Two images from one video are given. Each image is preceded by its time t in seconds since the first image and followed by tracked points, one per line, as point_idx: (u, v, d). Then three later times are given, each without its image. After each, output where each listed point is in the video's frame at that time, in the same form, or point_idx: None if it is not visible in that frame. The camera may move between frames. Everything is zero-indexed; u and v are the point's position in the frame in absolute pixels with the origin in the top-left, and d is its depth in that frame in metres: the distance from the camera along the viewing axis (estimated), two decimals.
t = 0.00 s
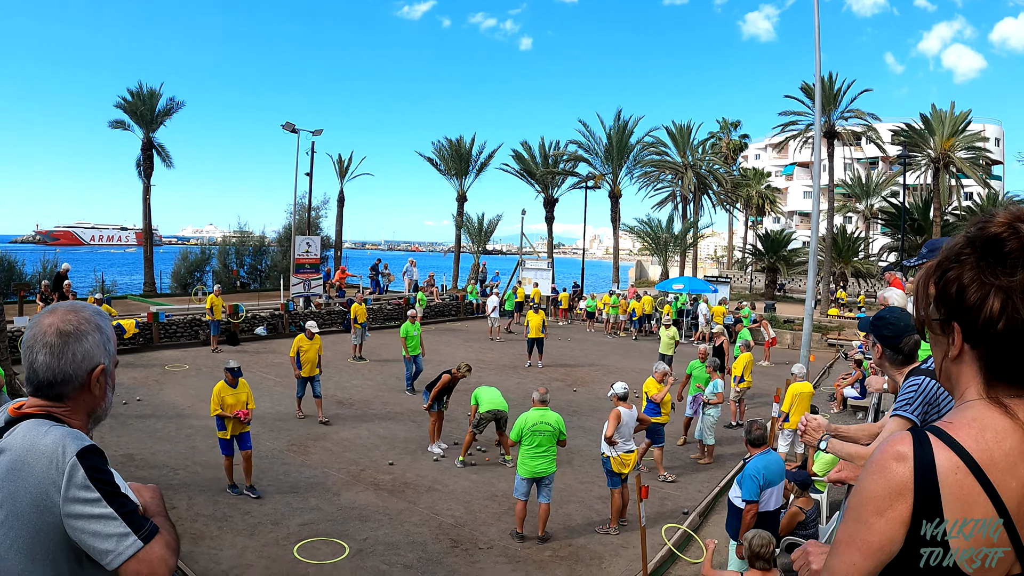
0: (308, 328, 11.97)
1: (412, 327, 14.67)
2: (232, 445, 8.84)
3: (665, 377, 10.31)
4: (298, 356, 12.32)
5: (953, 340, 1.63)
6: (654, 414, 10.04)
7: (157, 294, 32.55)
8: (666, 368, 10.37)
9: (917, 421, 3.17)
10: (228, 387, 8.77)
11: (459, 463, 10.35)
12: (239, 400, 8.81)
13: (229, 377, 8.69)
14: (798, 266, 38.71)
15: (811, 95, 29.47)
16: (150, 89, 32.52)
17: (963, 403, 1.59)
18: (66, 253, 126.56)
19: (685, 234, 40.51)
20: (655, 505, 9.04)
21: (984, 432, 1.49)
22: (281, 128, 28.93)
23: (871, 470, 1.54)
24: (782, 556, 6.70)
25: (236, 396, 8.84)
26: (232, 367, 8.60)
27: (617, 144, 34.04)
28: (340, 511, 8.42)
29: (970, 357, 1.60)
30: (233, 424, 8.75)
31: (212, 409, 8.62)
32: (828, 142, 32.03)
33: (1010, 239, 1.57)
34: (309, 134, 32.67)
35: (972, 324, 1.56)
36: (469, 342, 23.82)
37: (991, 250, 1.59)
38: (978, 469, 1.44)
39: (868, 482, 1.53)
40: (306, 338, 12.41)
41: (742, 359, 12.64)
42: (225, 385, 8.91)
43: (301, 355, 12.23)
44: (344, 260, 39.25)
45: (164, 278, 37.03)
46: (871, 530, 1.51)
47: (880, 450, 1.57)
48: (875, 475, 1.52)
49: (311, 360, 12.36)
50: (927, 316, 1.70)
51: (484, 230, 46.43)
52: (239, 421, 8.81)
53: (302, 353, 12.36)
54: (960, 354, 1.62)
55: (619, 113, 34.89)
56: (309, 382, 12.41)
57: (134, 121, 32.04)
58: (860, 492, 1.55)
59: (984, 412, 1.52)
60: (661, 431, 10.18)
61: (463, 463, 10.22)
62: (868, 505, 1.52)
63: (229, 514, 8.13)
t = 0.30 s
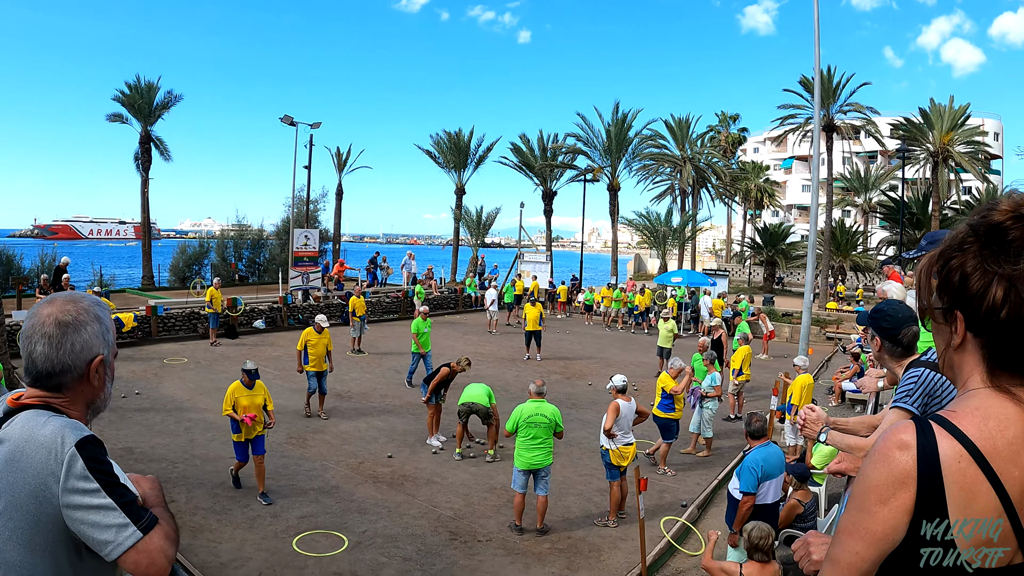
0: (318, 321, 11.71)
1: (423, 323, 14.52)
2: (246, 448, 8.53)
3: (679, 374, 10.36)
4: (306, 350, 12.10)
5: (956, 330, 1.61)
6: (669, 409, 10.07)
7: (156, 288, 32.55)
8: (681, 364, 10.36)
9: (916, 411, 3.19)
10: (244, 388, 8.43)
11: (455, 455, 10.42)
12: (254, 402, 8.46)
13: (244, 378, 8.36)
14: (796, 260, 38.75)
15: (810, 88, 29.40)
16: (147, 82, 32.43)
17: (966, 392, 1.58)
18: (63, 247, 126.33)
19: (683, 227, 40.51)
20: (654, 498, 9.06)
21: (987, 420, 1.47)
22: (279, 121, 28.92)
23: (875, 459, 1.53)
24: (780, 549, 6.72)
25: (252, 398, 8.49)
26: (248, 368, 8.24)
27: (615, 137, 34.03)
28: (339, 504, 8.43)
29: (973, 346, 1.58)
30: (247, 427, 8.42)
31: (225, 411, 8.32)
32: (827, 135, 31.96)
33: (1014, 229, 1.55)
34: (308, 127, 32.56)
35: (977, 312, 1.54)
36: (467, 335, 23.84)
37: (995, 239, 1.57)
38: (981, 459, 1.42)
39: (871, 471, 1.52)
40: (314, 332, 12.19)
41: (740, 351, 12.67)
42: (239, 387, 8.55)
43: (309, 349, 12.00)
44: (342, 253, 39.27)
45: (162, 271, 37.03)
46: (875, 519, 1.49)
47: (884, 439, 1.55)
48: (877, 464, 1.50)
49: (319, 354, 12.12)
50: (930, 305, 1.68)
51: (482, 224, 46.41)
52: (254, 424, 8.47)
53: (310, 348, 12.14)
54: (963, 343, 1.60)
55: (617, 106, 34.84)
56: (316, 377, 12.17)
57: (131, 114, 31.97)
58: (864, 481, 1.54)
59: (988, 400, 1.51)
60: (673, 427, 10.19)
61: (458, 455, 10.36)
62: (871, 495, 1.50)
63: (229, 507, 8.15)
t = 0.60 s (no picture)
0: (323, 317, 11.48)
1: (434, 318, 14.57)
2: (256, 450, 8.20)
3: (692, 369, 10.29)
4: (310, 349, 11.75)
5: (962, 318, 1.59)
6: (680, 406, 10.03)
7: (155, 282, 32.53)
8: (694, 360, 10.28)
9: (919, 404, 3.20)
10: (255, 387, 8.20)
11: (453, 448, 10.42)
12: (265, 401, 8.13)
13: (256, 375, 8.09)
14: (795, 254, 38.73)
15: (810, 82, 29.33)
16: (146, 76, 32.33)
17: (972, 382, 1.56)
18: (62, 241, 126.21)
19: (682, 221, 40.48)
20: (653, 492, 9.06)
21: (994, 410, 1.45)
22: (278, 114, 28.88)
23: (878, 449, 1.52)
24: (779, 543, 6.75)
25: (263, 397, 8.18)
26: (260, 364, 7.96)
27: (614, 131, 33.98)
28: (338, 498, 8.43)
29: (979, 335, 1.56)
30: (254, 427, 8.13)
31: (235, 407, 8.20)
32: (827, 130, 31.89)
33: (1020, 216, 1.54)
34: (307, 120, 32.50)
35: (981, 302, 1.53)
36: (466, 329, 23.83)
37: (1001, 227, 1.55)
38: (988, 448, 1.41)
39: (876, 461, 1.51)
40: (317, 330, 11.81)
41: (739, 346, 12.69)
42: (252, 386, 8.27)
43: (312, 348, 11.65)
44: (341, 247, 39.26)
45: (161, 265, 37.01)
46: (880, 510, 1.48)
47: (888, 429, 1.54)
48: (883, 454, 1.49)
49: (323, 352, 11.75)
50: (935, 294, 1.66)
51: (481, 217, 46.38)
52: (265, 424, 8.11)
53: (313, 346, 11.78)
54: (968, 332, 1.58)
55: (616, 99, 34.79)
56: (321, 375, 11.84)
57: (130, 107, 31.90)
58: (868, 472, 1.53)
59: (994, 390, 1.49)
60: (682, 424, 10.17)
61: (455, 448, 10.36)
62: (876, 484, 1.49)
63: (228, 501, 8.16)
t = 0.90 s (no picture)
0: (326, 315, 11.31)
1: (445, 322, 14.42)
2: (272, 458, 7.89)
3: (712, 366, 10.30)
4: (315, 347, 11.58)
5: (969, 311, 1.57)
6: (699, 403, 10.02)
7: (154, 277, 32.54)
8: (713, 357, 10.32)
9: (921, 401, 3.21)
10: (262, 393, 7.80)
11: (453, 444, 10.42)
12: (273, 407, 7.74)
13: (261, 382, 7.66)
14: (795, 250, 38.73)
15: (810, 78, 29.28)
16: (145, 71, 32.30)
17: (978, 375, 1.54)
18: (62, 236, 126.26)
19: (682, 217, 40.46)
20: (653, 487, 9.07)
21: (1001, 404, 1.44)
22: (278, 109, 28.83)
23: (886, 444, 1.51)
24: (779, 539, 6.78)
25: (271, 402, 7.77)
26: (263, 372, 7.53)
27: (614, 126, 33.96)
28: (337, 493, 8.44)
29: (986, 328, 1.55)
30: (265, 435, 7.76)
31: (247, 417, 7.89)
32: (827, 126, 31.83)
33: None
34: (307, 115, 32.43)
35: (990, 294, 1.51)
36: (465, 324, 23.83)
37: (1010, 219, 1.53)
38: (996, 444, 1.40)
39: (883, 457, 1.50)
40: (321, 327, 11.60)
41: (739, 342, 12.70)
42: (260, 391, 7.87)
43: (318, 346, 11.49)
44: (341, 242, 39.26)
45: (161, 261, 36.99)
46: (886, 505, 1.48)
47: (895, 424, 1.53)
48: (890, 450, 1.48)
49: (328, 350, 11.65)
50: (942, 287, 1.64)
51: (481, 213, 46.38)
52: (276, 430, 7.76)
53: (318, 344, 11.61)
54: (975, 326, 1.56)
55: (616, 94, 34.76)
56: (326, 374, 11.76)
57: (129, 102, 31.86)
58: (874, 467, 1.52)
59: (1001, 384, 1.48)
60: (700, 421, 10.13)
61: (455, 444, 10.36)
62: (882, 480, 1.48)
63: (227, 496, 8.16)
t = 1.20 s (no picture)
0: (339, 315, 10.90)
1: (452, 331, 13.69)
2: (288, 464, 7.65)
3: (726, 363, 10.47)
4: (324, 348, 11.23)
5: (975, 312, 1.56)
6: (716, 400, 10.24)
7: (154, 274, 32.52)
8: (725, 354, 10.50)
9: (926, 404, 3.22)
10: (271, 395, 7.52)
11: (453, 441, 10.42)
12: (277, 413, 7.42)
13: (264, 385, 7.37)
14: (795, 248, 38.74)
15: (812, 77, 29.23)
16: (146, 68, 32.29)
17: (984, 376, 1.53)
18: (62, 233, 126.32)
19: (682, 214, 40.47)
20: (654, 485, 9.08)
21: (1006, 406, 1.44)
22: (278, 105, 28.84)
23: (890, 445, 1.50)
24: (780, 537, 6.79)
25: (278, 406, 7.47)
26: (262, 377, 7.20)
27: (615, 123, 33.95)
28: (338, 490, 8.44)
29: (991, 329, 1.54)
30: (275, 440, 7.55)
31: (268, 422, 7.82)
32: (828, 123, 31.77)
33: None
34: (307, 112, 32.39)
35: (995, 295, 1.50)
36: (465, 321, 23.83)
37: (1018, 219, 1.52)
38: (1001, 447, 1.40)
39: (888, 458, 1.49)
40: (332, 328, 11.23)
41: (741, 340, 12.73)
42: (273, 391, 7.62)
43: (327, 348, 11.12)
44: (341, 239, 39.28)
45: (161, 258, 37.01)
46: (891, 507, 1.47)
47: (900, 425, 1.52)
48: (895, 450, 1.48)
49: (337, 352, 11.29)
50: (947, 288, 1.63)
51: (481, 210, 46.38)
52: (284, 436, 7.49)
53: (328, 345, 11.24)
54: (981, 327, 1.55)
55: (617, 91, 34.68)
56: (333, 376, 11.42)
57: (130, 99, 31.85)
58: (880, 467, 1.52)
59: (1006, 385, 1.48)
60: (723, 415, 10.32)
61: (455, 441, 10.37)
62: (888, 482, 1.48)
63: (227, 493, 8.15)
